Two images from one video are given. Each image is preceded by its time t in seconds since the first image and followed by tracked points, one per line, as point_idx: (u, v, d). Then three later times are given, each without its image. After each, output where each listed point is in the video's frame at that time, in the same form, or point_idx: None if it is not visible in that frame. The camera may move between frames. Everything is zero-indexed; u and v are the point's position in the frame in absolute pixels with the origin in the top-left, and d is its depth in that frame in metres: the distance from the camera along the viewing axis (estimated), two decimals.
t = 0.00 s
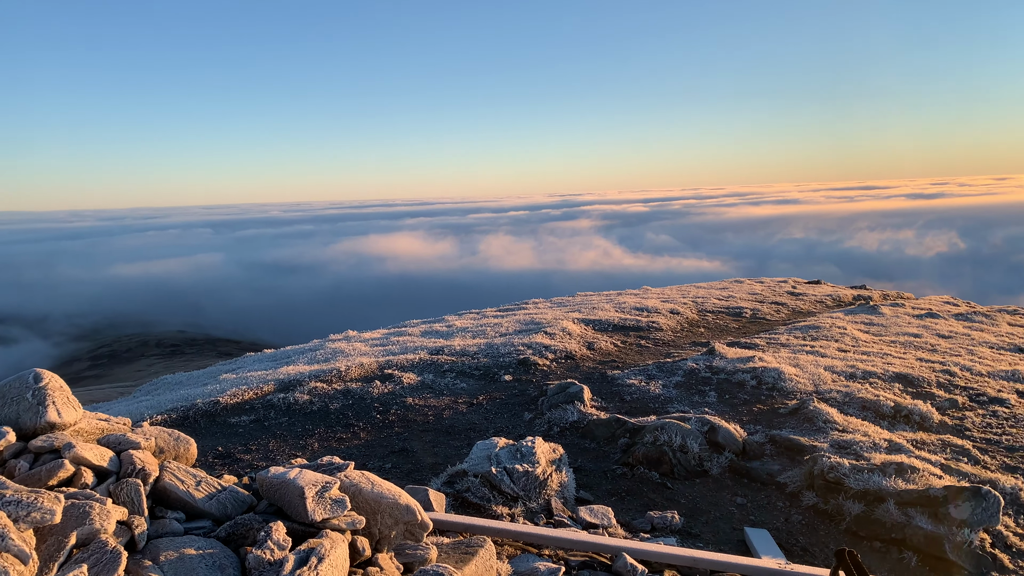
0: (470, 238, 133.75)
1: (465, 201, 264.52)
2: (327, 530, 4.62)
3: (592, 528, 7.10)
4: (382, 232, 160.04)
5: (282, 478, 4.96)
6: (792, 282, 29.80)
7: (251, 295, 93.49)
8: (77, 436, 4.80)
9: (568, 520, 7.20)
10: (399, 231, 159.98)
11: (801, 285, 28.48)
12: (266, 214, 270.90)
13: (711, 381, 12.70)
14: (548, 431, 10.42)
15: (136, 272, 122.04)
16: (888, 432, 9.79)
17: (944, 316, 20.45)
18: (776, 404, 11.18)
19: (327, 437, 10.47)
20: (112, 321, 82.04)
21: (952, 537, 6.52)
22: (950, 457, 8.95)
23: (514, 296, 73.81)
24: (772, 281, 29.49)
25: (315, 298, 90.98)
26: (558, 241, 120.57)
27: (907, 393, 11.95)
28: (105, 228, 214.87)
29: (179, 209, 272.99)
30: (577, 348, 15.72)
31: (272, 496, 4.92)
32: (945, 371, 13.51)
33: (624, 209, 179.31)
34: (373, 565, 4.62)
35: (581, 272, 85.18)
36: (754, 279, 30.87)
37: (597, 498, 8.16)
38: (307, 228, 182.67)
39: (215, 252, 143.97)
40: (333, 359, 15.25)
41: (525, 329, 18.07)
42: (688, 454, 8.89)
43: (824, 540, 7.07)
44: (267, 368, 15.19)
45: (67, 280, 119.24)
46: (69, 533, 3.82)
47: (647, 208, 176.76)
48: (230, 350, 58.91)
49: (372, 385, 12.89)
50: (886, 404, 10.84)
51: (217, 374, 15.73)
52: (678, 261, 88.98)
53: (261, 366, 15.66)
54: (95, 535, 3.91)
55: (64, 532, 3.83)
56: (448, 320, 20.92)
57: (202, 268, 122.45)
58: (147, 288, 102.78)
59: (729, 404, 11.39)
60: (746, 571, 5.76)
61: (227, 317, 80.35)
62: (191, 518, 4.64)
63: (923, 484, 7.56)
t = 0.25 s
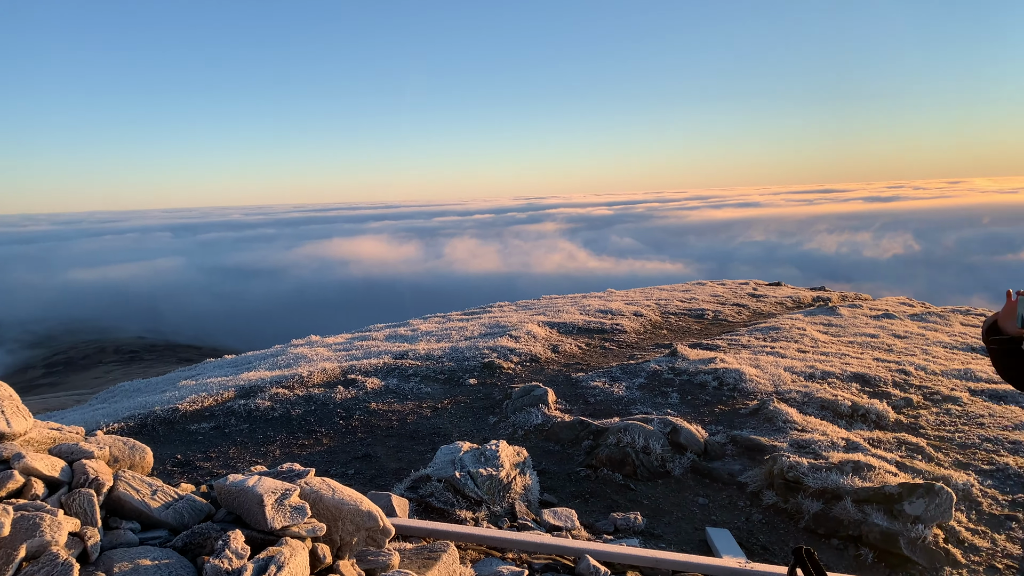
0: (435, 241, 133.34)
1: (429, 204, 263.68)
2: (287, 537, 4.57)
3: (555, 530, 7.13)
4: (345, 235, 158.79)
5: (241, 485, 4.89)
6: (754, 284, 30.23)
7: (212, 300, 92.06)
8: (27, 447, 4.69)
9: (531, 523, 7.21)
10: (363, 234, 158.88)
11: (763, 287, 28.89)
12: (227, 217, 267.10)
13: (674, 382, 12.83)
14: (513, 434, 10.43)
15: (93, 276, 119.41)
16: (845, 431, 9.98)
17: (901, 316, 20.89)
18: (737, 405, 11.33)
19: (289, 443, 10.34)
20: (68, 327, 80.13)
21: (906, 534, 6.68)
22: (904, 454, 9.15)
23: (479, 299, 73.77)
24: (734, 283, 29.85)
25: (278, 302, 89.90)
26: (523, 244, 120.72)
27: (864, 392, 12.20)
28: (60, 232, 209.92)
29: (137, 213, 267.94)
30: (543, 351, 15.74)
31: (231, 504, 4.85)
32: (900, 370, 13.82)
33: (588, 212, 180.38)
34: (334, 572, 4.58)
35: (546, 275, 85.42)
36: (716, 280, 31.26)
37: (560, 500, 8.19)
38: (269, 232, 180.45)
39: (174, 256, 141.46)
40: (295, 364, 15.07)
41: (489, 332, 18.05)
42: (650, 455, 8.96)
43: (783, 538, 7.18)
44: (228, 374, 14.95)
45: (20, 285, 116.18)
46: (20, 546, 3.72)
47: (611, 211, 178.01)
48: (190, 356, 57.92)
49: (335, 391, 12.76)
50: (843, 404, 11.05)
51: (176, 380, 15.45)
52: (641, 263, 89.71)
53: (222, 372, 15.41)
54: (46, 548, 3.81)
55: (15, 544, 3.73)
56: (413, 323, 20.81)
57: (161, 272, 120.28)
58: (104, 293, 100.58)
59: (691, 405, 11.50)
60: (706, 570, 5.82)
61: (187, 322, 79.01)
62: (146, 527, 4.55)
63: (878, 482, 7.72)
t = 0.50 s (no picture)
0: (399, 245, 132.71)
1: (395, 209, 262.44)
2: (246, 546, 4.51)
3: (519, 534, 7.13)
4: (309, 238, 157.23)
5: (198, 493, 4.82)
6: (716, 286, 30.58)
7: (172, 305, 90.46)
8: None
9: (495, 527, 7.21)
10: (327, 238, 157.49)
11: (725, 289, 29.25)
12: (188, 222, 262.83)
13: (637, 384, 12.91)
14: (478, 438, 10.41)
15: (48, 282, 116.59)
16: (805, 431, 10.15)
17: (859, 317, 21.29)
18: (700, 406, 11.46)
19: (250, 451, 10.20)
20: (22, 334, 78.05)
21: (863, 530, 6.84)
22: (861, 453, 9.34)
23: (445, 303, 73.60)
24: (697, 286, 30.18)
25: (240, 307, 88.68)
26: (489, 247, 120.73)
27: (823, 392, 12.42)
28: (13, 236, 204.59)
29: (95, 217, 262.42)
30: (507, 355, 15.74)
31: (189, 513, 4.77)
32: (858, 370, 14.09)
33: (554, 215, 181.05)
34: None
35: (511, 278, 85.46)
36: (679, 282, 31.57)
37: (525, 504, 8.20)
38: (231, 236, 177.94)
39: (133, 261, 138.75)
40: (257, 371, 14.86)
41: (454, 335, 18.00)
42: (614, 457, 9.02)
43: (744, 538, 7.28)
44: (187, 381, 14.68)
45: None
46: None
47: (576, 215, 178.91)
48: (150, 362, 56.84)
49: (297, 396, 12.62)
50: (803, 404, 11.23)
51: (133, 388, 15.14)
52: (606, 266, 90.28)
53: (181, 379, 15.13)
54: None
55: None
56: (377, 327, 20.67)
57: (119, 277, 117.87)
58: (59, 299, 98.22)
59: (655, 406, 11.61)
60: (668, 570, 5.87)
61: (146, 328, 77.52)
62: (100, 539, 4.47)
63: (836, 480, 7.87)
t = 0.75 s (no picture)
0: (366, 247, 131.94)
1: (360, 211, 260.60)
2: (207, 552, 4.45)
3: (485, 535, 7.13)
4: (273, 241, 155.46)
5: (158, 500, 4.75)
6: (681, 287, 30.90)
7: (132, 309, 88.72)
8: None
9: (461, 529, 7.20)
10: (291, 241, 155.89)
11: (689, 290, 29.59)
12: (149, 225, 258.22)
13: (603, 385, 12.99)
14: (444, 440, 10.38)
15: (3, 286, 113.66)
16: (768, 429, 10.31)
17: (820, 318, 21.68)
18: (664, 406, 11.58)
19: (213, 456, 10.06)
20: None
21: (823, 526, 6.96)
22: (821, 450, 9.51)
23: (411, 305, 73.28)
24: (662, 287, 30.46)
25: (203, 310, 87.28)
26: (455, 249, 120.55)
27: (785, 391, 12.62)
28: None
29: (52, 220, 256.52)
30: (474, 357, 15.73)
31: (148, 520, 4.70)
32: (819, 369, 14.34)
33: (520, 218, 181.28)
34: None
35: (478, 280, 85.45)
36: (644, 284, 31.86)
37: (492, 505, 8.20)
38: (193, 239, 175.23)
39: (92, 265, 135.88)
40: (220, 375, 14.65)
41: (421, 338, 17.94)
42: (579, 457, 9.07)
43: (708, 535, 7.37)
44: (148, 387, 14.42)
45: None
46: None
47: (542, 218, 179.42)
48: (109, 368, 55.68)
49: (261, 401, 12.48)
50: (766, 402, 11.40)
51: (91, 394, 14.82)
52: (572, 268, 90.64)
53: (142, 384, 14.86)
54: None
55: None
56: (342, 330, 20.51)
57: (78, 281, 115.31)
58: (14, 304, 95.76)
59: (620, 407, 11.69)
60: (632, 570, 5.91)
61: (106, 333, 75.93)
62: (56, 548, 4.38)
63: (797, 477, 8.00)
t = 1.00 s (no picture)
0: (332, 250, 130.82)
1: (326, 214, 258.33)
2: (166, 561, 4.38)
3: (452, 538, 7.11)
4: (237, 245, 153.49)
5: (115, 508, 4.66)
6: (647, 289, 31.14)
7: (91, 315, 86.90)
8: None
9: (427, 533, 7.18)
10: (256, 244, 154.06)
11: (655, 292, 29.84)
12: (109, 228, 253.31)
13: (570, 386, 13.04)
14: (411, 444, 10.33)
15: None
16: (732, 428, 10.44)
17: (783, 318, 21.99)
18: (630, 406, 11.66)
19: (175, 463, 9.90)
20: None
21: (785, 523, 7.07)
22: (784, 448, 9.66)
23: (378, 309, 72.82)
24: (628, 289, 30.67)
25: (165, 315, 85.79)
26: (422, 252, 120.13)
27: (750, 390, 12.79)
28: None
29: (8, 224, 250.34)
30: (441, 360, 15.69)
31: (106, 529, 4.61)
32: (782, 369, 14.56)
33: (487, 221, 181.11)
34: None
35: (446, 283, 85.18)
36: (610, 285, 32.04)
37: (458, 508, 8.19)
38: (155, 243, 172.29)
39: (49, 269, 132.84)
40: (182, 381, 14.42)
41: (387, 341, 17.84)
42: (546, 458, 9.09)
43: (673, 534, 7.43)
44: (107, 393, 14.13)
45: None
46: None
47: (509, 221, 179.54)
48: (68, 374, 54.46)
49: (224, 406, 12.31)
50: (730, 402, 11.53)
51: (48, 401, 14.48)
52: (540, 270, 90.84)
53: (101, 391, 14.56)
54: None
55: None
56: (307, 334, 20.31)
57: (35, 286, 112.67)
58: None
59: (586, 408, 11.75)
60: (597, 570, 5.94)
61: (64, 338, 74.25)
62: (11, 559, 4.28)
63: (760, 475, 8.12)
